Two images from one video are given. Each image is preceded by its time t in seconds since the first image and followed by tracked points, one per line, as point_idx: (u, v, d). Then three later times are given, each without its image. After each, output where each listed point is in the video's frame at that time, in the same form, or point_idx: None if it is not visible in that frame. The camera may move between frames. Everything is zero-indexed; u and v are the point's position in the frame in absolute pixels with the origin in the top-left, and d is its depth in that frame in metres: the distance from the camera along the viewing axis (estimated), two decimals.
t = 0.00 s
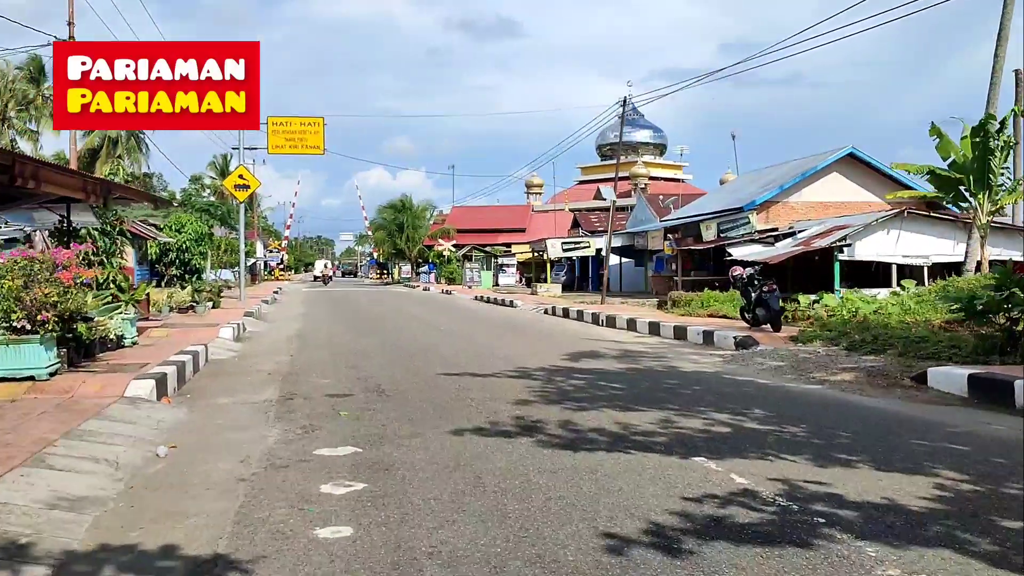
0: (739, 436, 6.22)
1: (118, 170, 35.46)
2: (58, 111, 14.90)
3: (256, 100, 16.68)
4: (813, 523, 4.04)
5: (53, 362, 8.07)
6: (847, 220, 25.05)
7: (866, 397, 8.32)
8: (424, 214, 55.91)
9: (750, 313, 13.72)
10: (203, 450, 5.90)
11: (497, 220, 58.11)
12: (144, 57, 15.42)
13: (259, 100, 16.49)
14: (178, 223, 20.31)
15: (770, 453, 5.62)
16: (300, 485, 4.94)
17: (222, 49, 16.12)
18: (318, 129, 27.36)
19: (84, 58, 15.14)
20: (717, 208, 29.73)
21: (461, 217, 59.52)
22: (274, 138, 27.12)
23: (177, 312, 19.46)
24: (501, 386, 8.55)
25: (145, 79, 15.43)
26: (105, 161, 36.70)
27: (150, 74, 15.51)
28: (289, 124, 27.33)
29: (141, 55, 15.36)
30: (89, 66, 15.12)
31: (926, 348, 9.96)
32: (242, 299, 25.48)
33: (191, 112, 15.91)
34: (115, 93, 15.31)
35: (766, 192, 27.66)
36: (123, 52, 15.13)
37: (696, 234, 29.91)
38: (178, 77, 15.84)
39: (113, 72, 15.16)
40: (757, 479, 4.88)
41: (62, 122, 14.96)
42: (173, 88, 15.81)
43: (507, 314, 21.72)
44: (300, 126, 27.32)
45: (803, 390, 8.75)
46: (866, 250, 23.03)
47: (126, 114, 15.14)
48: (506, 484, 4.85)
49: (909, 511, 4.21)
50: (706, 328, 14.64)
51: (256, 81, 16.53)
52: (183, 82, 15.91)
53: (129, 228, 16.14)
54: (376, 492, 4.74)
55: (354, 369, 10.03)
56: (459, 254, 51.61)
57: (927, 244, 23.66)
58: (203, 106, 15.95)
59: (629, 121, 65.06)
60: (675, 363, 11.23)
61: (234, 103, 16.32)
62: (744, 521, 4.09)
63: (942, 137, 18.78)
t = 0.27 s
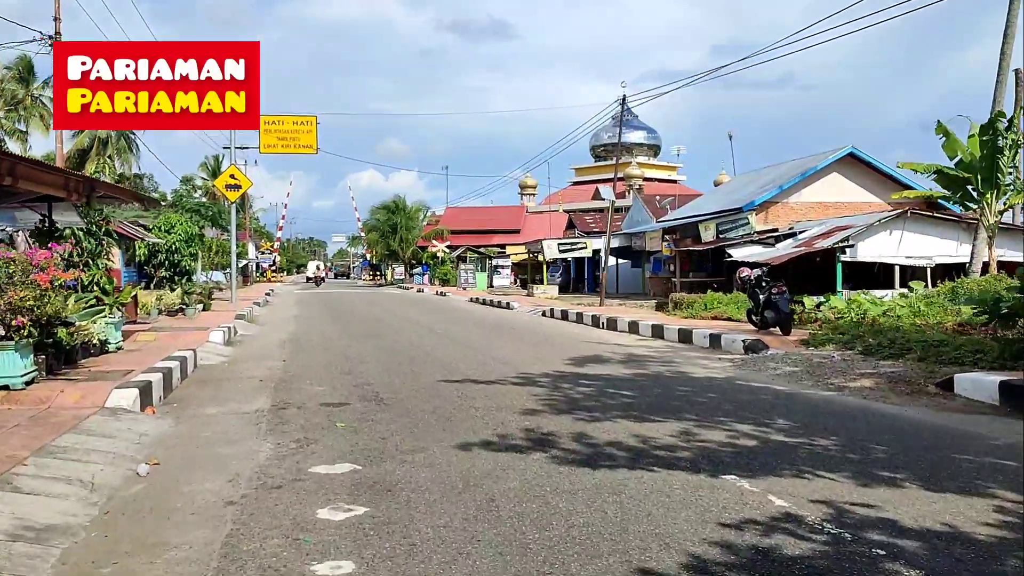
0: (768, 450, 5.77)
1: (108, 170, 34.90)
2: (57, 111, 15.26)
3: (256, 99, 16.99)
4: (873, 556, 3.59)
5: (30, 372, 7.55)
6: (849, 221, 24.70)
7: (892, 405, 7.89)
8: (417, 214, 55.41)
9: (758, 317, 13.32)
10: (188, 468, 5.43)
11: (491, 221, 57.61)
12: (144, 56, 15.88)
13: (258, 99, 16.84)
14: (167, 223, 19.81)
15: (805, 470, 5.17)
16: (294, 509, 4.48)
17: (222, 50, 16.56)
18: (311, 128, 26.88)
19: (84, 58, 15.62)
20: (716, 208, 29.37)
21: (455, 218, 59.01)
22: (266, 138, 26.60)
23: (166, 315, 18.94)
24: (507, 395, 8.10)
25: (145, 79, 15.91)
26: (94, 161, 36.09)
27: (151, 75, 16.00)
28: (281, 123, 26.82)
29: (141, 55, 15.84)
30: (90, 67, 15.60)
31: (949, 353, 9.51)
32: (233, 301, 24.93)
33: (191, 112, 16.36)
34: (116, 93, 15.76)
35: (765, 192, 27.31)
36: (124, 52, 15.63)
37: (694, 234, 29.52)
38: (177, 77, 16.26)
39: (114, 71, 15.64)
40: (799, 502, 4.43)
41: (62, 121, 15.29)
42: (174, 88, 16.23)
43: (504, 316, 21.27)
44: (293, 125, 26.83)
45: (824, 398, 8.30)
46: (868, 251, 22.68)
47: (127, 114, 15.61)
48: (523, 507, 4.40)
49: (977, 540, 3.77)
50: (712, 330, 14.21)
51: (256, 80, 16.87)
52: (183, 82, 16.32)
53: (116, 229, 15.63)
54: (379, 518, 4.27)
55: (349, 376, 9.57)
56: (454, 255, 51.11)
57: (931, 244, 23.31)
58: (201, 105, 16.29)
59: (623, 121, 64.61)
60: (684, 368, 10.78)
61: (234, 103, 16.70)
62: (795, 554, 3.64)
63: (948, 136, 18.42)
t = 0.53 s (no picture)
0: (813, 472, 5.22)
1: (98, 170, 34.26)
2: (58, 110, 16.26)
3: (254, 99, 18.26)
4: None
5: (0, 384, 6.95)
6: (854, 222, 24.26)
7: (930, 418, 7.34)
8: (412, 216, 54.80)
9: (771, 320, 12.82)
10: (168, 495, 4.86)
11: (486, 223, 57.03)
12: (143, 57, 16.78)
13: (257, 99, 18.13)
14: (156, 224, 19.25)
15: (860, 496, 4.62)
16: (287, 546, 3.92)
17: (221, 50, 17.54)
18: (304, 127, 26.29)
19: (84, 58, 16.63)
20: (716, 210, 28.90)
21: (450, 220, 58.43)
22: (258, 137, 25.99)
23: (154, 320, 18.33)
24: (516, 408, 7.54)
25: (145, 79, 16.86)
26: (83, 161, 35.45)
27: (151, 75, 16.92)
28: (273, 122, 26.23)
29: (141, 56, 16.73)
30: (90, 67, 16.58)
31: (982, 361, 8.98)
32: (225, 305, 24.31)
33: (191, 111, 17.50)
34: (116, 95, 16.67)
35: (766, 193, 26.90)
36: (125, 54, 16.56)
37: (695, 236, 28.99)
38: (178, 79, 17.28)
39: (115, 72, 16.56)
40: (866, 538, 3.89)
41: (62, 120, 16.24)
42: (174, 89, 17.23)
43: (503, 321, 20.69)
44: (285, 124, 26.25)
45: (856, 410, 7.76)
46: (874, 252, 22.27)
47: (126, 114, 16.61)
48: (551, 545, 3.86)
49: None
50: (724, 335, 13.67)
51: (254, 80, 17.99)
52: (184, 84, 17.37)
53: (102, 230, 15.03)
54: (387, 559, 3.72)
55: (346, 386, 9.02)
56: (449, 258, 50.48)
57: (937, 246, 22.89)
58: (200, 107, 17.61)
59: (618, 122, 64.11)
60: (699, 376, 10.23)
61: (235, 104, 18.13)
62: None
63: (960, 134, 17.96)
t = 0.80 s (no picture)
0: (871, 497, 4.68)
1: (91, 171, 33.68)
2: (57, 110, 15.73)
3: (255, 99, 17.48)
4: None
5: None
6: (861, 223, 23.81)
7: (977, 432, 6.80)
8: (408, 217, 54.25)
9: (787, 326, 12.33)
10: (149, 526, 4.29)
11: (483, 224, 56.49)
12: (143, 56, 16.34)
13: (258, 100, 17.38)
14: (147, 224, 18.68)
15: (933, 530, 4.08)
16: None
17: (222, 50, 17.00)
18: (299, 125, 25.72)
19: (83, 58, 16.10)
20: (720, 211, 28.42)
21: (446, 221, 57.87)
22: (252, 136, 25.39)
23: (144, 324, 17.75)
24: (531, 421, 7.00)
25: (145, 79, 16.38)
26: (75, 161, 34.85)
27: (152, 74, 16.48)
28: (268, 121, 25.65)
29: (141, 55, 16.31)
30: (90, 67, 16.08)
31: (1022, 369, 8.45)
32: (219, 308, 23.76)
33: (191, 112, 16.93)
34: (116, 95, 16.20)
35: (771, 194, 26.43)
36: (124, 53, 16.16)
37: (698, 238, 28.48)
38: (178, 78, 16.75)
39: (114, 71, 16.13)
40: None
41: (62, 122, 15.64)
42: (174, 89, 16.70)
43: (505, 324, 20.16)
44: (280, 123, 25.67)
45: (895, 423, 7.21)
46: (882, 254, 21.84)
47: (126, 115, 16.10)
48: None
49: None
50: (737, 339, 13.15)
51: (255, 81, 17.35)
52: (184, 84, 16.81)
53: (90, 231, 14.46)
54: None
55: (346, 396, 8.47)
56: (446, 259, 49.93)
57: (947, 248, 22.44)
58: (200, 106, 17.02)
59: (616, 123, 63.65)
60: (718, 384, 9.70)
61: (235, 104, 17.39)
62: None
63: (976, 132, 17.47)
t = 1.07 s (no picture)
0: (953, 530, 4.09)
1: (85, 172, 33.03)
2: (57, 111, 15.09)
3: (256, 99, 16.98)
4: None
5: None
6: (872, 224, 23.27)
7: None
8: (407, 219, 53.64)
9: (808, 330, 11.79)
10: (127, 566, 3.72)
11: (482, 226, 55.89)
12: (142, 55, 15.72)
13: (259, 100, 16.87)
14: (140, 225, 18.10)
15: None
16: None
17: (222, 49, 16.57)
18: (296, 124, 25.10)
19: (83, 58, 15.52)
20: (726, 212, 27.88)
21: (445, 223, 57.26)
22: (248, 135, 24.75)
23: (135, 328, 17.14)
24: (551, 437, 6.42)
25: (145, 79, 15.80)
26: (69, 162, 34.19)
27: (151, 75, 15.88)
28: (264, 120, 25.05)
29: (141, 54, 15.70)
30: (89, 66, 15.50)
31: None
32: (214, 311, 23.16)
33: (191, 112, 16.38)
34: (116, 95, 15.60)
35: (779, 195, 25.92)
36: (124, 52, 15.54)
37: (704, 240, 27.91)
38: (178, 78, 16.20)
39: (114, 71, 15.53)
40: None
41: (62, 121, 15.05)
42: (174, 89, 16.14)
43: (508, 328, 19.57)
44: (277, 122, 25.06)
45: (944, 438, 6.63)
46: (895, 255, 21.36)
47: (126, 115, 15.51)
48: None
49: None
50: (756, 345, 12.59)
51: (256, 80, 16.86)
52: (184, 84, 16.26)
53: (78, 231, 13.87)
54: None
55: (347, 409, 7.91)
56: (445, 262, 49.30)
57: (960, 250, 21.93)
58: (200, 107, 16.48)
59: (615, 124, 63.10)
60: (743, 393, 9.11)
61: (235, 104, 16.87)
62: None
63: (995, 129, 16.92)
